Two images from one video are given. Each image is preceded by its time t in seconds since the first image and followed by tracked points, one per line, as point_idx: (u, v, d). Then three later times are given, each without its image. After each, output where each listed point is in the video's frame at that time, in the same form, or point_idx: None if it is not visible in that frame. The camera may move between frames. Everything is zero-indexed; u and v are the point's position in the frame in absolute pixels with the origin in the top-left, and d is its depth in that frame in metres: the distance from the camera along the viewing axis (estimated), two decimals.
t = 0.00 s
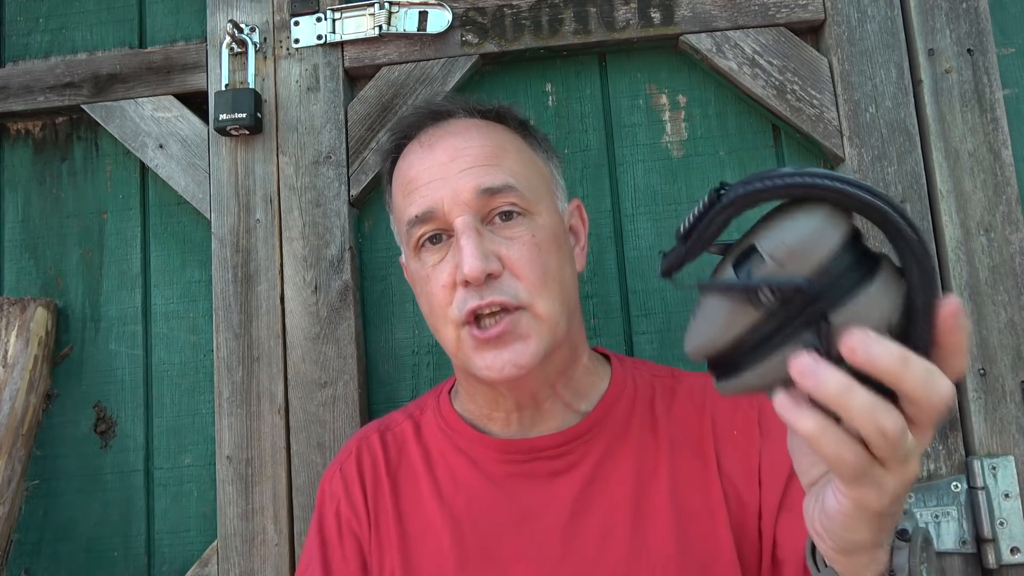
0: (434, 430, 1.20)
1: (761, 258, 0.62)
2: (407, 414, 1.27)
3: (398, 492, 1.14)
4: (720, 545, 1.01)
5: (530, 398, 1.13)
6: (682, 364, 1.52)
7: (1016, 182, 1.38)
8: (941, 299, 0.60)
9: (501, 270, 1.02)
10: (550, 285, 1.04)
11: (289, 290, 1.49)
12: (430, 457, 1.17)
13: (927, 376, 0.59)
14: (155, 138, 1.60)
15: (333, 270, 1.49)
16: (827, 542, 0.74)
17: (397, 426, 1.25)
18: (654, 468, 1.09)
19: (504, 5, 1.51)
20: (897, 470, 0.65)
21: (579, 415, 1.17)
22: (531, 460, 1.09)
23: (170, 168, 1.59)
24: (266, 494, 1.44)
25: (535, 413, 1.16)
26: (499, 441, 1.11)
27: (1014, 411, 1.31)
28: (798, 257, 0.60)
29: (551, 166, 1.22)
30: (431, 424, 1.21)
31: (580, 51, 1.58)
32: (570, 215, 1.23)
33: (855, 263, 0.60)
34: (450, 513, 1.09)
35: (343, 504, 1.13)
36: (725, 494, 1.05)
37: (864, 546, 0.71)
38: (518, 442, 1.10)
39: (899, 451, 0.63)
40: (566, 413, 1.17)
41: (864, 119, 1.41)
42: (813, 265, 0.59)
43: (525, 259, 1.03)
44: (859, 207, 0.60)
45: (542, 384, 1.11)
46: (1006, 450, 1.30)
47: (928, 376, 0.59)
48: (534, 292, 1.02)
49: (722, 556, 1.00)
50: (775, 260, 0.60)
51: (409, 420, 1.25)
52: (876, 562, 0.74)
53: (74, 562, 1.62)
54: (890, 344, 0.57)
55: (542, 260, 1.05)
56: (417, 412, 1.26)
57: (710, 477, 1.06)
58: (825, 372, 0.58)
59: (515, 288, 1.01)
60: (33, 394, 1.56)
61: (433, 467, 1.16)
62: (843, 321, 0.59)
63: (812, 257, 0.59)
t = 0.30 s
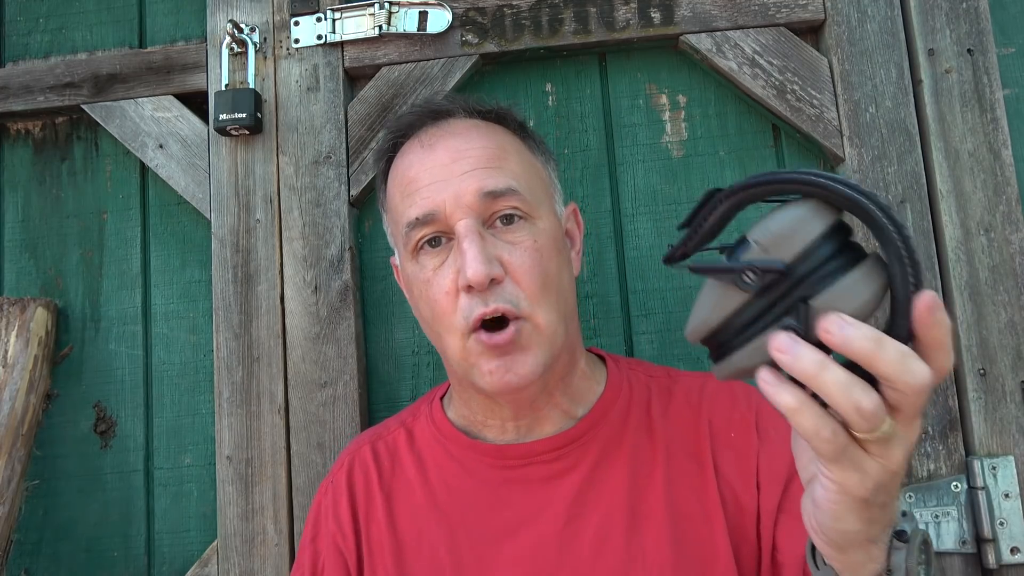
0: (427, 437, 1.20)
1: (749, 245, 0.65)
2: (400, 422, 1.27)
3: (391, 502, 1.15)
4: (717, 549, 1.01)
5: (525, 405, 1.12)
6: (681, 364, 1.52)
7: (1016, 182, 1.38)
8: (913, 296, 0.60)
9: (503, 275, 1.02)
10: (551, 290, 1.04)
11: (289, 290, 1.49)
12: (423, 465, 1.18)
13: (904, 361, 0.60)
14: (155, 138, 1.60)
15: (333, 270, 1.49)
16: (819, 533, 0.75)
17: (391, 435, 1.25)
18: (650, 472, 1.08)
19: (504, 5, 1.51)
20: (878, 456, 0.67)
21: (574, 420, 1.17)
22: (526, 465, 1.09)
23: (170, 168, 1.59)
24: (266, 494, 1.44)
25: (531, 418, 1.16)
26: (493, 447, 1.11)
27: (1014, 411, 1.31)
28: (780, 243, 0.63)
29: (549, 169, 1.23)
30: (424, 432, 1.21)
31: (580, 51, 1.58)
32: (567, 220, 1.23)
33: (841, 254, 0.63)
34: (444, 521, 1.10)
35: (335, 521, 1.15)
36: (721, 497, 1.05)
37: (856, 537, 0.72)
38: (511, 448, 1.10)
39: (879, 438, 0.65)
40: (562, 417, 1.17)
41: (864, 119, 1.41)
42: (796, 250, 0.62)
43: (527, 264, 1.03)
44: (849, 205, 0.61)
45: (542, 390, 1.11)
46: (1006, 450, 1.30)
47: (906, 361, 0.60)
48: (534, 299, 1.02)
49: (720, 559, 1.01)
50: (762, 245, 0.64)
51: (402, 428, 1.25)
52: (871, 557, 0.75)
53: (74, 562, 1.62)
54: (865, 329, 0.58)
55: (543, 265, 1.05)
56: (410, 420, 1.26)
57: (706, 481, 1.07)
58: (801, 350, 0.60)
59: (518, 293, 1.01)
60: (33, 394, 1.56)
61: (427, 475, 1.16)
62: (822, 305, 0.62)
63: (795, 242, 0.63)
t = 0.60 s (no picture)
0: (422, 439, 1.21)
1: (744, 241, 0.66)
2: (396, 425, 1.27)
3: (387, 505, 1.15)
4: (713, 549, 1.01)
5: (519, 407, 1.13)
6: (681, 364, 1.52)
7: (1016, 182, 1.38)
8: (909, 291, 0.59)
9: (499, 286, 1.02)
10: (547, 298, 1.04)
11: (289, 290, 1.49)
12: (418, 468, 1.18)
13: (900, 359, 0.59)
14: (155, 138, 1.60)
15: (333, 270, 1.49)
16: (805, 523, 0.73)
17: (387, 438, 1.25)
18: (645, 473, 1.08)
19: (504, 5, 1.51)
20: (869, 452, 0.64)
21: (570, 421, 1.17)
22: (521, 466, 1.09)
23: (170, 168, 1.59)
24: (266, 494, 1.44)
25: (527, 419, 1.16)
26: (488, 449, 1.11)
27: (1014, 411, 1.31)
28: (774, 239, 0.63)
29: (544, 172, 1.22)
30: (420, 433, 1.22)
31: (580, 52, 1.58)
32: (562, 222, 1.23)
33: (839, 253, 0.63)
34: (440, 523, 1.10)
35: (331, 523, 1.15)
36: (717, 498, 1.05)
37: (841, 528, 0.71)
38: (506, 449, 1.10)
39: (868, 433, 0.63)
40: (558, 418, 1.16)
41: (864, 119, 1.41)
42: (790, 246, 0.63)
43: (523, 274, 1.03)
44: (842, 200, 0.62)
45: (537, 394, 1.11)
46: (1006, 450, 1.30)
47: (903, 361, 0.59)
48: (531, 308, 1.02)
49: (716, 559, 1.00)
50: (758, 240, 0.64)
51: (398, 431, 1.25)
52: (856, 548, 0.73)
53: (74, 562, 1.62)
54: (859, 326, 0.58)
55: (539, 273, 1.05)
56: (406, 423, 1.27)
57: (702, 482, 1.06)
58: (796, 347, 0.61)
59: (514, 304, 1.02)
60: (33, 394, 1.56)
61: (423, 478, 1.16)
62: (815, 301, 0.61)
63: (789, 239, 0.63)
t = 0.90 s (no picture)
0: (424, 440, 1.21)
1: (767, 279, 0.65)
2: (397, 425, 1.27)
3: (389, 505, 1.15)
4: (715, 550, 1.01)
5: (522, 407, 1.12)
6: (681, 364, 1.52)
7: (1016, 182, 1.38)
8: (944, 344, 0.63)
9: (504, 285, 1.02)
10: (551, 298, 1.04)
11: (289, 290, 1.49)
12: (420, 469, 1.18)
13: (927, 416, 0.63)
14: (155, 138, 1.60)
15: (333, 270, 1.49)
16: (822, 559, 0.80)
17: (388, 438, 1.25)
18: (647, 474, 1.08)
19: (504, 5, 1.51)
20: (890, 500, 0.70)
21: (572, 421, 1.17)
22: (522, 467, 1.09)
23: (170, 168, 1.59)
24: (265, 494, 1.44)
25: (529, 420, 1.16)
26: (490, 450, 1.11)
27: (1014, 411, 1.31)
28: (801, 282, 0.63)
29: (548, 172, 1.22)
30: (420, 434, 1.22)
31: (580, 51, 1.58)
32: (565, 221, 1.23)
33: (865, 290, 0.63)
34: (442, 524, 1.10)
35: (332, 524, 1.15)
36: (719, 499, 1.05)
37: (857, 565, 0.77)
38: (508, 450, 1.10)
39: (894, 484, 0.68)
40: (560, 419, 1.17)
41: (864, 119, 1.41)
42: (819, 290, 0.62)
43: (528, 272, 1.03)
44: (876, 237, 0.61)
45: (540, 393, 1.11)
46: (1006, 450, 1.30)
47: (929, 417, 0.63)
48: (536, 307, 1.02)
49: (718, 559, 1.01)
50: (782, 281, 0.63)
51: (399, 432, 1.25)
52: None
53: (74, 562, 1.62)
54: (888, 378, 0.61)
55: (544, 273, 1.05)
56: (407, 423, 1.27)
57: (704, 483, 1.07)
58: (820, 398, 0.62)
59: (519, 303, 1.01)
60: (33, 394, 1.56)
61: (424, 479, 1.16)
62: (844, 349, 0.63)
63: (819, 282, 0.62)
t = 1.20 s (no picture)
0: (426, 439, 1.20)
1: (769, 285, 0.65)
2: (399, 424, 1.27)
3: (390, 504, 1.15)
4: (717, 550, 1.01)
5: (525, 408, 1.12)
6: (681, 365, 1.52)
7: (1016, 182, 1.38)
8: (944, 351, 0.63)
9: (507, 287, 1.02)
10: (555, 300, 1.04)
11: (289, 290, 1.49)
12: (422, 468, 1.18)
13: (927, 421, 0.64)
14: (155, 138, 1.60)
15: (333, 270, 1.49)
16: (825, 563, 0.80)
17: (390, 437, 1.25)
18: (649, 475, 1.08)
19: (504, 5, 1.51)
20: (892, 504, 0.71)
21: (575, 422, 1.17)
22: (525, 467, 1.09)
23: (170, 168, 1.59)
24: (266, 494, 1.44)
25: (532, 421, 1.16)
26: (492, 450, 1.11)
27: (1014, 411, 1.31)
28: (802, 287, 0.63)
29: (553, 172, 1.22)
30: (423, 433, 1.22)
31: (580, 51, 1.58)
32: (570, 221, 1.23)
33: (868, 296, 0.64)
34: (444, 523, 1.10)
35: (334, 522, 1.15)
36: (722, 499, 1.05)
37: (859, 570, 0.77)
38: (511, 450, 1.10)
39: (895, 488, 0.69)
40: (564, 419, 1.17)
41: (864, 119, 1.41)
42: (819, 296, 0.63)
43: (532, 275, 1.04)
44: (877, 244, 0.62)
45: (544, 394, 1.11)
46: (1006, 450, 1.30)
47: (930, 422, 0.64)
48: (539, 309, 1.02)
49: (720, 560, 1.01)
50: (784, 288, 0.64)
51: (401, 430, 1.25)
52: None
53: (74, 562, 1.62)
54: (886, 385, 0.61)
55: (548, 275, 1.06)
56: (409, 422, 1.26)
57: (707, 483, 1.07)
58: (819, 404, 0.63)
59: (522, 306, 1.01)
60: (33, 394, 1.56)
61: (426, 478, 1.16)
62: (843, 355, 0.63)
63: (819, 288, 0.62)
